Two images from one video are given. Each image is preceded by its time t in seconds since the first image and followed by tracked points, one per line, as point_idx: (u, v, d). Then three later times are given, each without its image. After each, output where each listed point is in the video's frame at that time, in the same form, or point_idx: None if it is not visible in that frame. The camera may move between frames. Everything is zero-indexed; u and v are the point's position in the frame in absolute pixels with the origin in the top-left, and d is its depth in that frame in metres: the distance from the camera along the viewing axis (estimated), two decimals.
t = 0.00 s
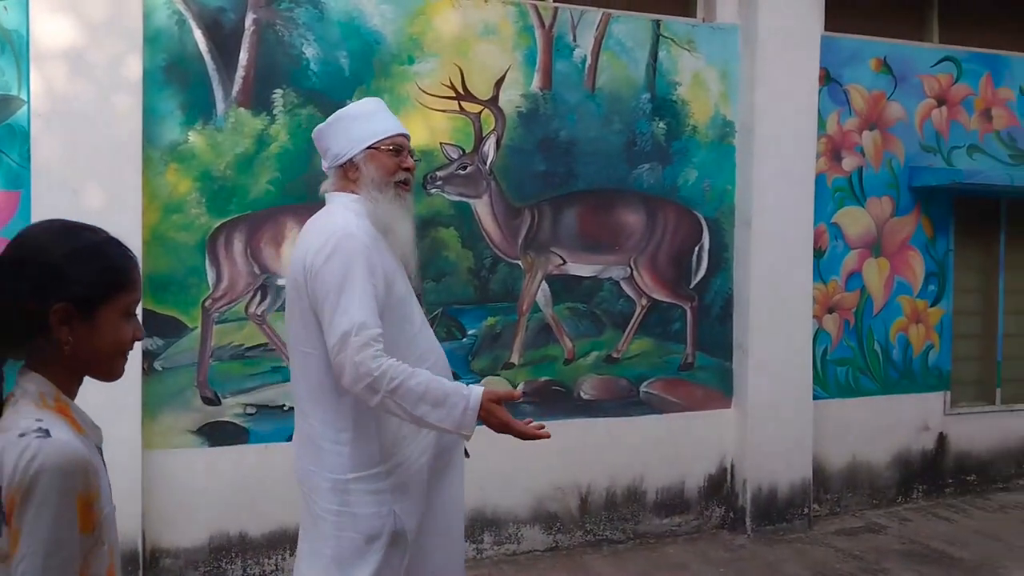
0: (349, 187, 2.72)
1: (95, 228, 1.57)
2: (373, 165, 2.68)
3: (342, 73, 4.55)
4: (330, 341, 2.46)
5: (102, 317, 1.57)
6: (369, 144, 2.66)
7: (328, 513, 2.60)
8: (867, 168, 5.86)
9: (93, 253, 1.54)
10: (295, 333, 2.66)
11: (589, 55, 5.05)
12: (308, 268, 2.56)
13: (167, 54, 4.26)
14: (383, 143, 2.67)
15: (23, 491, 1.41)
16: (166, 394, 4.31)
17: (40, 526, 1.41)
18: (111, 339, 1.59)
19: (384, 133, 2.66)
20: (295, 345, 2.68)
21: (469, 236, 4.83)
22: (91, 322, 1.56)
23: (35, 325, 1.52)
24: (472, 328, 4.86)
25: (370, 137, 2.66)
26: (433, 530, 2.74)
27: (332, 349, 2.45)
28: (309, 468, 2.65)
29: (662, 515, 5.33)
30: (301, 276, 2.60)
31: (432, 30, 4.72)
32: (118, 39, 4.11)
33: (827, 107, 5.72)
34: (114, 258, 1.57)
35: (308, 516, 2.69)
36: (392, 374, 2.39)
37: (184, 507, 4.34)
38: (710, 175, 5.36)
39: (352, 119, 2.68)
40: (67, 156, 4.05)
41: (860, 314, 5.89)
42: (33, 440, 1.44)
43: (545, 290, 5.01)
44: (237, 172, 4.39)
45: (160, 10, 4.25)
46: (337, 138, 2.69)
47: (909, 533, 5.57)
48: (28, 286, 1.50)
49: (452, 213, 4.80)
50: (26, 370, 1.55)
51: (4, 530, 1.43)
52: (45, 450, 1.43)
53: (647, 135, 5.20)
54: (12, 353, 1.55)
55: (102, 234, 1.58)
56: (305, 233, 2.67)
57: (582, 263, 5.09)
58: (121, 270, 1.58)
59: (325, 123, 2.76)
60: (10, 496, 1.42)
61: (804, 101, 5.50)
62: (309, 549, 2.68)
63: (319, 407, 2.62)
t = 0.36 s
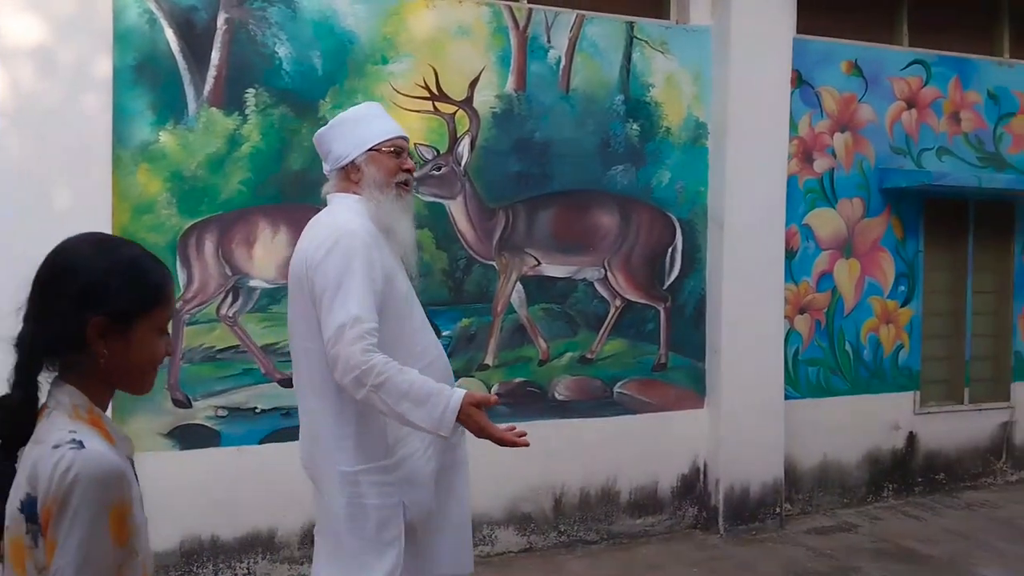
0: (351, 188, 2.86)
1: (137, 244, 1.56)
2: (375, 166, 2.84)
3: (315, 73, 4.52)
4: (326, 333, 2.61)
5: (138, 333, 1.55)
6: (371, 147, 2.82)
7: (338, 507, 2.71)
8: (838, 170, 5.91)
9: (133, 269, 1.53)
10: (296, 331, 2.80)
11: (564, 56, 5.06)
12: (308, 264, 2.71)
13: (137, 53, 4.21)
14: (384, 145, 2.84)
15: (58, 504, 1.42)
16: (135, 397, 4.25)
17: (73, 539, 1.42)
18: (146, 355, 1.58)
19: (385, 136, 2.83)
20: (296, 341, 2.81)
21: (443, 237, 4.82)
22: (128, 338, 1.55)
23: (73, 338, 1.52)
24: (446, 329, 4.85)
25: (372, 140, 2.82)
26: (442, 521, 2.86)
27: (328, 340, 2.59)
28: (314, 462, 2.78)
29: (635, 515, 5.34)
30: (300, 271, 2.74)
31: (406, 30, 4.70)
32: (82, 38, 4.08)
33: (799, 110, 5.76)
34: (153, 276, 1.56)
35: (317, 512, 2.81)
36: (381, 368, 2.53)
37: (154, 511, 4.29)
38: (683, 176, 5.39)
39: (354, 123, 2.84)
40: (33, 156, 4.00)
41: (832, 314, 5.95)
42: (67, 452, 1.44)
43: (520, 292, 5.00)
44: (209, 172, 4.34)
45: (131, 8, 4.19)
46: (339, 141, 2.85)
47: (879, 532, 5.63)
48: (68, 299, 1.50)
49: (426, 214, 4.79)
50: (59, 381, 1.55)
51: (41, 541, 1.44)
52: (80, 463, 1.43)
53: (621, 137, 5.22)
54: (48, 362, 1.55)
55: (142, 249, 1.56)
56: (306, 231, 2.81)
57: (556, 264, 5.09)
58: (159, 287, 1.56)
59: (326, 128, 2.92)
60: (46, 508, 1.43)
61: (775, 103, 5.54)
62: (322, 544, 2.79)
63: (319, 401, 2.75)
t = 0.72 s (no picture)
0: (340, 190, 2.86)
1: (173, 240, 1.56)
2: (364, 169, 2.84)
3: (273, 73, 4.47)
4: (315, 329, 2.60)
5: (172, 328, 1.55)
6: (360, 150, 2.83)
7: (331, 504, 2.72)
8: (795, 172, 5.99)
9: (168, 262, 1.54)
10: (287, 329, 2.81)
11: (523, 58, 5.06)
12: (301, 261, 2.72)
13: (91, 52, 4.13)
14: (373, 148, 2.84)
15: (90, 490, 1.43)
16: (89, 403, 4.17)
17: (107, 525, 1.43)
18: (180, 349, 1.57)
19: (373, 139, 2.83)
20: (288, 339, 2.82)
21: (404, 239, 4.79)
22: (162, 331, 1.54)
23: (108, 331, 1.52)
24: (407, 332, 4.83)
25: (361, 143, 2.83)
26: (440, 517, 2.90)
27: (316, 335, 2.59)
28: (305, 459, 2.78)
29: (596, 515, 5.36)
30: (294, 269, 2.76)
31: (365, 30, 4.67)
32: (33, 37, 4.00)
33: (756, 112, 5.83)
34: (188, 270, 1.56)
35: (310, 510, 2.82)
36: (363, 368, 2.51)
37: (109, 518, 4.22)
38: (643, 178, 5.42)
39: (341, 126, 2.85)
40: None
41: (789, 314, 6.02)
42: (97, 439, 1.45)
43: (481, 294, 4.99)
44: (164, 174, 4.28)
45: (84, 6, 4.12)
46: (328, 145, 2.85)
47: (837, 529, 5.70)
48: (103, 291, 1.51)
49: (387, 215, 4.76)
50: (92, 373, 1.54)
51: (79, 529, 1.46)
52: (108, 448, 1.44)
53: (581, 139, 5.24)
54: (82, 354, 1.55)
55: (178, 245, 1.56)
56: (301, 230, 2.83)
57: (517, 265, 5.10)
58: (194, 283, 1.56)
59: (315, 132, 2.93)
60: (80, 495, 1.44)
61: (732, 106, 5.60)
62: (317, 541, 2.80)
63: (310, 399, 2.76)
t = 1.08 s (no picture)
0: (333, 191, 2.86)
1: (198, 240, 1.65)
2: (357, 171, 2.85)
3: (235, 70, 4.43)
4: (309, 327, 2.57)
5: (193, 326, 1.62)
6: (353, 151, 2.84)
7: (327, 502, 2.71)
8: (757, 171, 6.05)
9: (192, 262, 1.61)
10: (278, 327, 2.78)
11: (488, 57, 5.06)
12: (296, 258, 2.69)
13: (47, 48, 4.07)
14: (365, 151, 2.86)
15: (107, 483, 1.48)
16: (47, 404, 4.10)
17: (124, 519, 1.48)
18: (196, 347, 1.64)
19: (365, 141, 2.85)
20: (279, 337, 2.79)
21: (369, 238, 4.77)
22: (182, 327, 1.61)
23: (131, 325, 1.59)
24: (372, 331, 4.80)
25: (354, 144, 2.85)
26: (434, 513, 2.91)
27: (310, 334, 2.56)
28: (294, 458, 2.76)
29: (561, 513, 5.37)
30: (288, 267, 2.73)
31: (329, 28, 4.64)
32: None
33: (719, 112, 5.88)
34: (210, 271, 1.63)
35: (299, 509, 2.80)
36: (354, 371, 2.48)
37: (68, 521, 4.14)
38: (608, 177, 5.44)
39: (334, 129, 2.87)
40: None
41: (751, 312, 6.08)
42: (113, 433, 1.50)
43: (447, 292, 4.98)
44: (124, 171, 4.22)
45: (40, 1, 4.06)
46: (321, 145, 2.85)
47: (799, 525, 5.77)
48: (129, 285, 1.58)
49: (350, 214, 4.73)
50: (111, 366, 1.60)
51: (93, 521, 1.50)
52: (125, 443, 1.49)
53: (546, 138, 5.25)
54: (103, 348, 1.60)
55: (202, 247, 1.65)
56: (294, 228, 2.80)
57: (483, 264, 5.09)
58: (218, 282, 1.64)
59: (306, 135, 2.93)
60: (97, 489, 1.49)
61: (695, 106, 5.64)
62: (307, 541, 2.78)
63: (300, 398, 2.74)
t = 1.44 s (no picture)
0: (334, 193, 2.82)
1: (223, 236, 1.69)
2: (360, 173, 2.81)
3: (199, 64, 4.38)
4: (315, 328, 2.51)
5: (215, 321, 1.67)
6: (357, 154, 2.80)
7: (325, 502, 2.63)
8: (723, 168, 6.09)
9: (216, 257, 1.66)
10: (280, 325, 2.71)
11: (457, 53, 5.05)
12: (303, 257, 2.63)
13: (6, 40, 4.01)
14: (369, 154, 2.82)
15: (127, 466, 1.53)
16: (7, 402, 4.04)
17: (144, 502, 1.53)
18: (216, 339, 1.68)
19: (371, 145, 2.82)
20: (280, 336, 2.71)
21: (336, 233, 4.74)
22: (203, 320, 1.66)
23: (154, 314, 1.63)
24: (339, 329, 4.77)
25: (358, 148, 2.81)
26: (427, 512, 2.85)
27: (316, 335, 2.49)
28: (293, 460, 2.68)
29: (530, 509, 5.37)
30: (294, 265, 2.67)
31: (295, 22, 4.60)
32: None
33: (686, 110, 5.91)
34: (235, 266, 1.68)
35: (293, 510, 2.71)
36: (360, 379, 2.42)
37: (29, 521, 4.07)
38: (576, 173, 5.45)
39: (339, 129, 2.81)
40: None
41: (717, 309, 6.12)
42: (134, 417, 1.56)
43: (415, 290, 4.97)
44: (87, 166, 4.15)
45: None
46: (324, 145, 2.80)
47: (766, 519, 5.82)
48: (155, 275, 1.62)
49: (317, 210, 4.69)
50: (132, 354, 1.65)
51: (113, 504, 1.57)
52: (146, 427, 1.54)
53: (514, 134, 5.24)
54: (126, 335, 1.65)
55: (228, 243, 1.69)
56: (299, 226, 2.75)
57: (451, 260, 5.07)
58: (243, 278, 1.69)
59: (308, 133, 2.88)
60: (117, 471, 1.54)
61: (663, 103, 5.66)
62: (300, 542, 2.70)
63: (302, 398, 2.66)
